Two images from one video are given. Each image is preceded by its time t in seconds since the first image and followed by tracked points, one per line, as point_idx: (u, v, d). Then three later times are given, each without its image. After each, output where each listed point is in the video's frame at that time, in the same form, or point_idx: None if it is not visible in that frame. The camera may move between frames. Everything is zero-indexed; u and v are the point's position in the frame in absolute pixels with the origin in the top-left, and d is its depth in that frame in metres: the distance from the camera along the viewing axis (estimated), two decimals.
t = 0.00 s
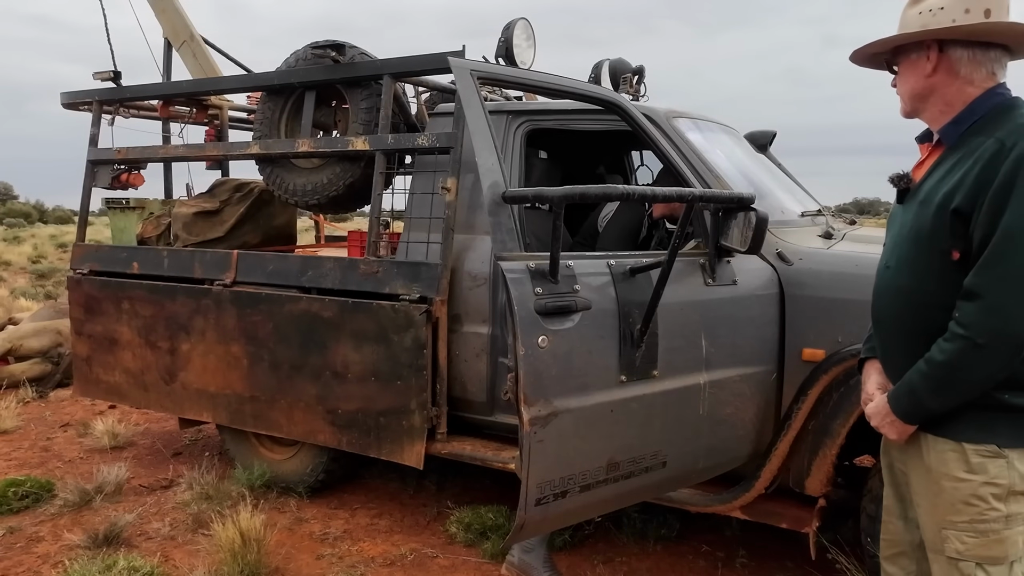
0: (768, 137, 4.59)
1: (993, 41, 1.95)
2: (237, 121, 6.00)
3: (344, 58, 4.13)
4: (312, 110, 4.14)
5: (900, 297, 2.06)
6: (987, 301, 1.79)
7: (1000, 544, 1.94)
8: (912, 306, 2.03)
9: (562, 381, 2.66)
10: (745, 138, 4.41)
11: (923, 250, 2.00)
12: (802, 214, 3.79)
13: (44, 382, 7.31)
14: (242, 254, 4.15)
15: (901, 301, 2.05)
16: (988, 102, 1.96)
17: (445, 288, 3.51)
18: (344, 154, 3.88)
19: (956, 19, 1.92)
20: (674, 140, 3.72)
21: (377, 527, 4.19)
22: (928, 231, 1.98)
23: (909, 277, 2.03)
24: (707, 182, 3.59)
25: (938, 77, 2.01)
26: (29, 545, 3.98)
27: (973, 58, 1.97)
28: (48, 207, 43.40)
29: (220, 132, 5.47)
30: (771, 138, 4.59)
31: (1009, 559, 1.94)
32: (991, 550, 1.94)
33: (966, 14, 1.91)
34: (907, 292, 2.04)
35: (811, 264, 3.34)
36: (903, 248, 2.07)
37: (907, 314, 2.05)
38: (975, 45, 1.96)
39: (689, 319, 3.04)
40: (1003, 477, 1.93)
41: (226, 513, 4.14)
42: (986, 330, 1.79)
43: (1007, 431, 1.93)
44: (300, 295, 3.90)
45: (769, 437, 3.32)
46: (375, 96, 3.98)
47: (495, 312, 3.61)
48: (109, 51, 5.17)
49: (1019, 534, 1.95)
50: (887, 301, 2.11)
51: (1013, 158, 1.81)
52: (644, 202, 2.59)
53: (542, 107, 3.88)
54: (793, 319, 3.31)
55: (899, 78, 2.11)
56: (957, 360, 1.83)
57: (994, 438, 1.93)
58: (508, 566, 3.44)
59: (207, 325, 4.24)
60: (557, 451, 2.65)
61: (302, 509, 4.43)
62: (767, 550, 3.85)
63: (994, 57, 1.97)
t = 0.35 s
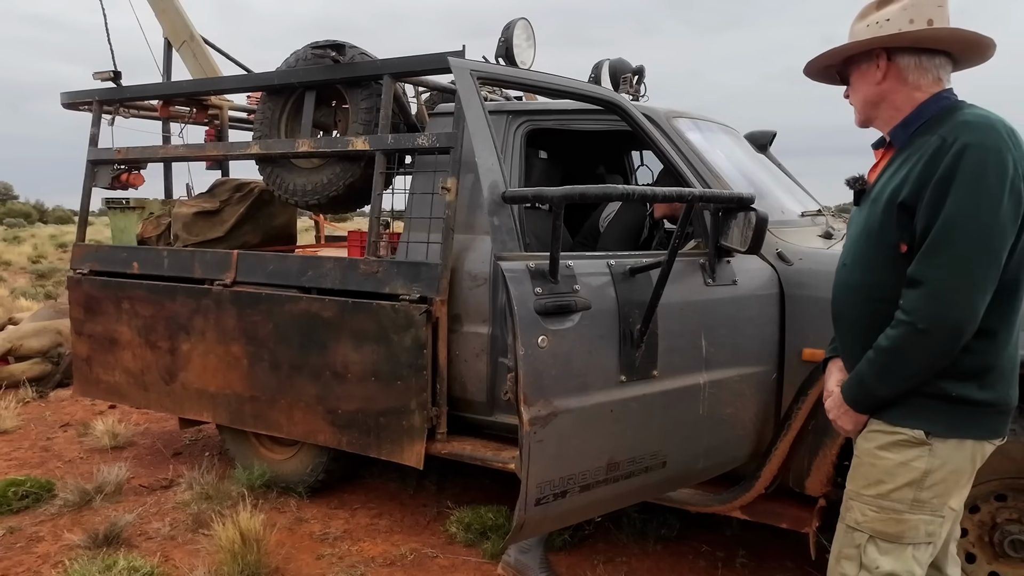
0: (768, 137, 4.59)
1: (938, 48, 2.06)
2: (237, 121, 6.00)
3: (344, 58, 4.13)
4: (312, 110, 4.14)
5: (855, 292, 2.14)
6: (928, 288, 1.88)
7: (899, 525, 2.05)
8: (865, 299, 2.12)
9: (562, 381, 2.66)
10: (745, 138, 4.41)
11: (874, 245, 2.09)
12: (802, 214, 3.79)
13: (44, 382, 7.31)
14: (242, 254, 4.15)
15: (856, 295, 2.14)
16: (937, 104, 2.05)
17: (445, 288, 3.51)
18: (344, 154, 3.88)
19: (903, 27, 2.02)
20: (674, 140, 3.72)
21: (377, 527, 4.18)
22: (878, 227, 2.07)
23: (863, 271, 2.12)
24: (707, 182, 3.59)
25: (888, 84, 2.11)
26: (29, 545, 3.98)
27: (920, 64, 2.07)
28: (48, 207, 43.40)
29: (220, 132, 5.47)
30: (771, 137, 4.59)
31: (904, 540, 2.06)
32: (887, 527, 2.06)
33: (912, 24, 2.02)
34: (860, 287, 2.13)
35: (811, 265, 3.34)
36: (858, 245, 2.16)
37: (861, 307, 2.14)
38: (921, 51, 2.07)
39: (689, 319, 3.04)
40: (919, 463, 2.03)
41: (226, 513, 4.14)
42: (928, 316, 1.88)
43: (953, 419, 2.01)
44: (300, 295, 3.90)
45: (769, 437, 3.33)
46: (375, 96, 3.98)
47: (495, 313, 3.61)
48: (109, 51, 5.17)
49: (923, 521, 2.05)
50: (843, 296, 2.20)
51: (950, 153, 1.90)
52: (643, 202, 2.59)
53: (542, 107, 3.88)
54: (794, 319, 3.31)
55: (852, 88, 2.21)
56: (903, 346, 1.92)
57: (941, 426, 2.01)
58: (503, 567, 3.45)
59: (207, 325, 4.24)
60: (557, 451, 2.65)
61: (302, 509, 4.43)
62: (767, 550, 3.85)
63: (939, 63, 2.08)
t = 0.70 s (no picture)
0: (768, 137, 4.59)
1: (875, 49, 2.12)
2: (238, 121, 6.00)
3: (344, 58, 4.13)
4: (312, 110, 4.15)
5: (795, 298, 2.25)
6: (823, 299, 1.97)
7: (817, 526, 2.16)
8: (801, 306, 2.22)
9: (562, 381, 2.66)
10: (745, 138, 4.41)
11: (802, 254, 2.19)
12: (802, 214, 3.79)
13: (44, 382, 7.31)
14: (242, 254, 4.15)
15: (795, 302, 2.24)
16: (863, 108, 2.09)
17: (445, 288, 3.51)
18: (344, 154, 3.88)
19: (838, 29, 2.09)
20: (674, 140, 3.72)
21: (377, 527, 4.18)
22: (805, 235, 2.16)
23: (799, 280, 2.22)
24: (707, 182, 3.59)
25: (829, 86, 2.18)
26: (29, 545, 3.98)
27: (858, 65, 2.14)
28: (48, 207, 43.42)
29: (220, 132, 5.47)
30: (771, 137, 4.59)
31: (824, 541, 2.15)
32: (805, 527, 2.18)
33: (848, 26, 2.09)
34: (797, 294, 2.23)
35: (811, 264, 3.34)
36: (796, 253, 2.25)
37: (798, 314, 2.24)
38: (858, 53, 2.13)
39: (689, 319, 3.05)
40: (835, 467, 2.13)
41: (225, 513, 4.13)
42: (823, 326, 1.98)
43: (870, 425, 2.09)
44: (300, 295, 3.90)
45: (769, 437, 3.32)
46: (375, 95, 3.98)
47: (495, 313, 3.61)
48: (109, 51, 5.17)
49: (842, 525, 2.12)
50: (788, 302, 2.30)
51: (845, 163, 1.96)
52: (644, 201, 2.59)
53: (543, 107, 3.88)
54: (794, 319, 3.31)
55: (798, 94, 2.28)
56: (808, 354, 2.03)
57: (856, 427, 2.09)
58: (499, 565, 3.47)
59: (207, 325, 4.24)
60: (556, 451, 2.65)
61: (302, 509, 4.43)
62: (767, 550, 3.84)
63: (878, 64, 2.13)
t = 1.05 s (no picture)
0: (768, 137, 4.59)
1: (817, 33, 2.02)
2: (237, 121, 6.00)
3: (344, 58, 4.13)
4: (312, 110, 4.14)
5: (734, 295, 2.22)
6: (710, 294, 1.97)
7: (745, 522, 2.07)
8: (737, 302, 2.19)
9: (563, 381, 2.67)
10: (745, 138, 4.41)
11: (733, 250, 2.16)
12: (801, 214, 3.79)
13: (44, 382, 7.31)
14: (242, 254, 4.15)
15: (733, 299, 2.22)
16: (788, 98, 2.00)
17: (445, 287, 3.51)
18: (344, 154, 3.88)
19: (778, 14, 1.98)
20: (674, 140, 3.72)
21: (377, 527, 4.18)
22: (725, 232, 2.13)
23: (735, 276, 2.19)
24: (707, 181, 3.60)
25: (768, 72, 2.07)
26: (29, 545, 3.98)
27: (797, 52, 2.03)
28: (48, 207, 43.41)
29: (220, 132, 5.47)
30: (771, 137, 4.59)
31: (757, 537, 2.06)
32: (736, 524, 2.09)
33: (789, 8, 1.98)
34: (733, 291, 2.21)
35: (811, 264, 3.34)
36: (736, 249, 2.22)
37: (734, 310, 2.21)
38: (799, 39, 2.02)
39: (690, 319, 3.05)
40: (748, 458, 2.09)
41: (225, 513, 4.13)
42: (708, 321, 1.98)
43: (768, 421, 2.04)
44: (300, 295, 3.90)
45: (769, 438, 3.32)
46: (375, 95, 3.98)
47: (495, 313, 3.62)
48: (109, 51, 5.17)
49: (770, 518, 2.04)
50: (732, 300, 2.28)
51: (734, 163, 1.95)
52: (643, 201, 2.60)
53: (543, 107, 3.87)
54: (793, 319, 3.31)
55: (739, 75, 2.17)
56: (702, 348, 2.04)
57: (753, 419, 2.06)
58: (498, 566, 3.46)
59: (207, 325, 4.24)
60: (557, 451, 2.65)
61: (302, 509, 4.43)
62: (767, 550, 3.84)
63: (819, 50, 2.04)
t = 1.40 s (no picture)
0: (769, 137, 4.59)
1: (768, 36, 2.01)
2: (237, 121, 5.99)
3: (344, 58, 4.13)
4: (312, 110, 4.14)
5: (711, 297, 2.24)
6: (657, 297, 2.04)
7: (711, 518, 2.09)
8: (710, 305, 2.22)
9: (563, 381, 2.67)
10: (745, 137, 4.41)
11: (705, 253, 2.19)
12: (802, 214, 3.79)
13: (44, 382, 7.31)
14: (242, 254, 4.15)
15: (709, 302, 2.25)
16: (743, 102, 2.01)
17: (445, 287, 3.51)
18: (344, 154, 3.88)
19: (726, 21, 2.01)
20: (674, 140, 3.72)
21: (377, 527, 4.18)
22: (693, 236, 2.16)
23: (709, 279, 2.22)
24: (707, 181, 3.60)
25: (727, 78, 2.09)
26: (29, 545, 3.98)
27: (750, 56, 2.03)
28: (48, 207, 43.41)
29: (220, 132, 5.47)
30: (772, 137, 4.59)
31: (724, 534, 2.07)
32: (704, 521, 2.12)
33: (738, 13, 2.00)
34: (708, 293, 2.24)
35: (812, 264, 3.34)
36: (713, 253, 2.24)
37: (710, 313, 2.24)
38: (751, 43, 2.03)
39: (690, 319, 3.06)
40: (711, 455, 2.11)
41: (225, 513, 4.13)
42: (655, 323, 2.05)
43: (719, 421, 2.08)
44: (300, 295, 3.90)
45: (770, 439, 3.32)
46: (375, 95, 3.98)
47: (495, 313, 3.62)
48: (109, 51, 5.17)
49: (732, 515, 2.05)
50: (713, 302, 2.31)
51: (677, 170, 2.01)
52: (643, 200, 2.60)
53: (543, 107, 3.87)
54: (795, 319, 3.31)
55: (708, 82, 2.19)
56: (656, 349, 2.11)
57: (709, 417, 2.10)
58: (498, 567, 3.45)
59: (207, 325, 4.24)
60: (557, 450, 2.66)
61: (302, 509, 4.42)
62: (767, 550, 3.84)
63: (773, 52, 2.02)
